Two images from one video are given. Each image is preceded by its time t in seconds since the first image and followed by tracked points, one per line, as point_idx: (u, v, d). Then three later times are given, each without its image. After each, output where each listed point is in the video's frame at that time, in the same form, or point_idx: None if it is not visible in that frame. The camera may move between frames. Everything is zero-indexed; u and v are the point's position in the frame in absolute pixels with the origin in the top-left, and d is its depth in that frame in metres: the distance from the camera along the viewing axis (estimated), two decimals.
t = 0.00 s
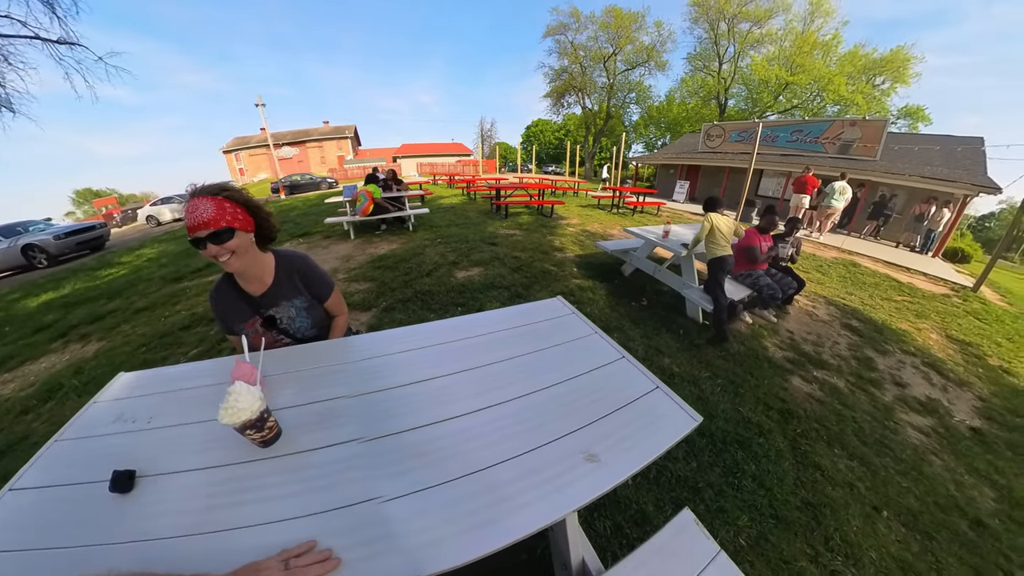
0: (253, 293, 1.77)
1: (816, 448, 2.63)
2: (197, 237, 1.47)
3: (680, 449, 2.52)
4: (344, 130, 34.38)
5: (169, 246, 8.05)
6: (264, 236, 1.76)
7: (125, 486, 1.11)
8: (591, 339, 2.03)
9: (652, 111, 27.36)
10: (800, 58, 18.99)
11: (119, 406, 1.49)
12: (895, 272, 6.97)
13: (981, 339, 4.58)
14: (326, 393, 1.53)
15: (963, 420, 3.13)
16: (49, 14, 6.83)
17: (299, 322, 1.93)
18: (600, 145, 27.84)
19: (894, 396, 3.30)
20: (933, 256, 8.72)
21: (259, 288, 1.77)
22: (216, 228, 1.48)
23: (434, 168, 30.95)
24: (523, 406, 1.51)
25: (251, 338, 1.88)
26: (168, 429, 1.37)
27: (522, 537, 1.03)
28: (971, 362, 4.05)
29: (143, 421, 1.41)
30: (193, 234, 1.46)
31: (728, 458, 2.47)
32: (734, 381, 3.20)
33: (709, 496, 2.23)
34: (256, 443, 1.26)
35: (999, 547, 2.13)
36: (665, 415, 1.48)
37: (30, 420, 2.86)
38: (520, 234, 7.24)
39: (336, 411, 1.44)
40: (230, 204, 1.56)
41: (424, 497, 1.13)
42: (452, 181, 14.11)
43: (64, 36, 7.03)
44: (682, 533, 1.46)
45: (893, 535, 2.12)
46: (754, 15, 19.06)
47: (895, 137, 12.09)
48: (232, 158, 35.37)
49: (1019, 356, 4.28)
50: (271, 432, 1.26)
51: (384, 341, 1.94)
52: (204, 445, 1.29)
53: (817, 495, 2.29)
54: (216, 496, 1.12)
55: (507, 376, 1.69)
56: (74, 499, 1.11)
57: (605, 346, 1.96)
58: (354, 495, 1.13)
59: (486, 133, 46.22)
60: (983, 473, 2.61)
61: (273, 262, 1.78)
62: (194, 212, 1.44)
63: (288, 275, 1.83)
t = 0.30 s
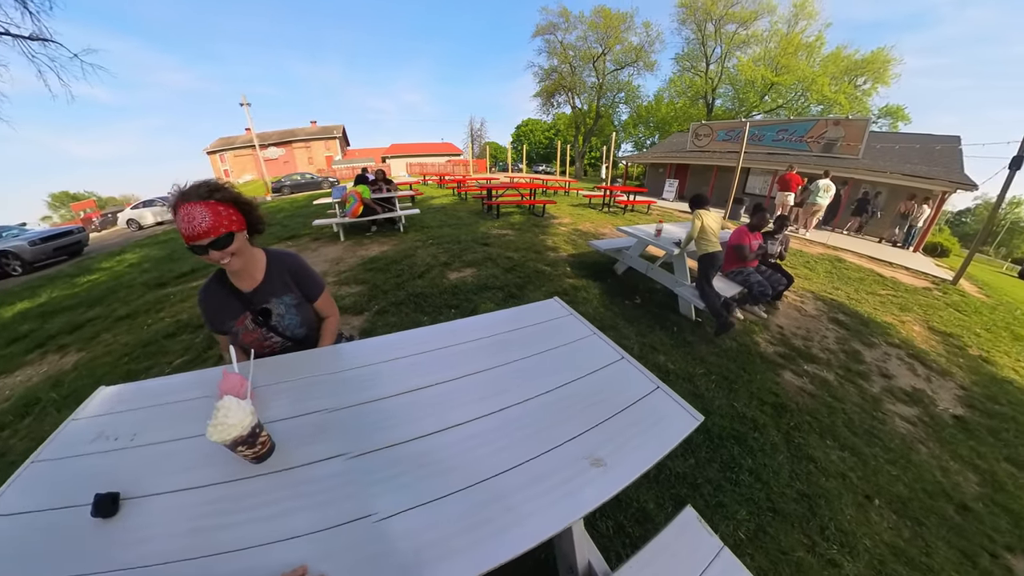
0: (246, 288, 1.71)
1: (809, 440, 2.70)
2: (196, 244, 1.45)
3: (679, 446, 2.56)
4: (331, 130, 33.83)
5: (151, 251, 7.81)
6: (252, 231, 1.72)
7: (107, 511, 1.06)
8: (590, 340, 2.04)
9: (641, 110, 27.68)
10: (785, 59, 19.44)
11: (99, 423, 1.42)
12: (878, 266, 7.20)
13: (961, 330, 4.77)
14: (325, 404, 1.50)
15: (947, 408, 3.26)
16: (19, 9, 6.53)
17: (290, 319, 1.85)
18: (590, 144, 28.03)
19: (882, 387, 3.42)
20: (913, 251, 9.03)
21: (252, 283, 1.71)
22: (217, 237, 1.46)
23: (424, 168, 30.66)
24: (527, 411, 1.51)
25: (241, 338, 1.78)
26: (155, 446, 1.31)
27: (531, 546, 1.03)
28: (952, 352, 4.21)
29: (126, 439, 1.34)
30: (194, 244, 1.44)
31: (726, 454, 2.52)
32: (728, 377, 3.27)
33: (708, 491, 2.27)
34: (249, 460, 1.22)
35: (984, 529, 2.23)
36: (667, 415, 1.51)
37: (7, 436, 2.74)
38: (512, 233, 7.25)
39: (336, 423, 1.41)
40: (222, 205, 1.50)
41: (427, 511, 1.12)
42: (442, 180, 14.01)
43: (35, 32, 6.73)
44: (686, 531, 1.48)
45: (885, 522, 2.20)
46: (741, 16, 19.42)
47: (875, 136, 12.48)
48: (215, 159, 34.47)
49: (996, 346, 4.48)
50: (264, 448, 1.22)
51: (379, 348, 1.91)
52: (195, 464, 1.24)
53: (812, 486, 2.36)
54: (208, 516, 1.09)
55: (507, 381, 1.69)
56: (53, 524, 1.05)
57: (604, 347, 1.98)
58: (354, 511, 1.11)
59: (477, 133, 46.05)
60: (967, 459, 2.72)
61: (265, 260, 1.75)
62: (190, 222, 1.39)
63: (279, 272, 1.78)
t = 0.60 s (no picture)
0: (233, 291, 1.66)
1: (805, 432, 2.77)
2: (182, 250, 1.41)
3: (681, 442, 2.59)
4: (319, 131, 33.31)
5: (133, 256, 7.56)
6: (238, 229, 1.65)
7: (88, 544, 0.89)
8: (596, 341, 2.03)
9: (630, 110, 27.97)
10: (771, 60, 19.86)
11: (79, 444, 1.25)
12: (864, 261, 7.42)
13: (944, 322, 4.96)
14: (324, 415, 1.37)
15: (933, 397, 3.39)
16: None
17: (278, 323, 1.78)
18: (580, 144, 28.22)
19: (871, 378, 3.53)
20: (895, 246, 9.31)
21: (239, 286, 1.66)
22: (203, 241, 1.41)
23: (414, 168, 30.36)
24: (541, 414, 1.45)
25: (228, 341, 1.72)
26: (142, 468, 1.15)
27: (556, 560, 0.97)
28: (937, 343, 4.37)
29: (110, 461, 1.18)
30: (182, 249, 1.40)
31: (727, 448, 2.57)
32: (726, 372, 3.33)
33: (712, 486, 2.31)
34: (245, 480, 1.07)
35: (972, 512, 2.33)
36: (679, 416, 1.51)
37: None
38: (505, 233, 7.24)
39: (336, 435, 1.29)
40: (206, 206, 1.44)
41: (436, 533, 1.00)
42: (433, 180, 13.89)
43: (6, 29, 6.46)
44: (697, 530, 1.51)
45: (881, 508, 2.28)
46: (727, 18, 19.77)
47: (857, 135, 12.84)
48: (198, 161, 33.61)
49: (976, 336, 4.68)
50: (261, 467, 1.08)
51: (380, 354, 1.79)
52: (178, 487, 1.08)
53: (810, 477, 2.42)
54: (189, 546, 0.94)
55: (518, 386, 1.61)
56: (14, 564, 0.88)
57: (610, 347, 1.97)
58: (350, 535, 0.98)
59: (468, 133, 45.91)
60: (954, 446, 2.84)
61: (258, 260, 1.70)
62: (173, 228, 1.34)
63: (269, 273, 1.71)
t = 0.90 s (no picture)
0: (226, 295, 1.61)
1: (802, 424, 2.84)
2: (171, 251, 1.36)
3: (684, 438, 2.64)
4: (306, 131, 32.70)
5: (113, 261, 7.30)
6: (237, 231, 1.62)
7: None
8: (604, 340, 2.02)
9: (619, 109, 28.27)
10: (757, 61, 20.29)
11: (56, 468, 1.13)
12: (849, 256, 7.65)
13: (927, 313, 5.16)
14: (327, 427, 1.30)
15: (919, 385, 3.53)
16: None
17: (274, 330, 1.74)
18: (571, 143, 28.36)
19: (861, 369, 3.65)
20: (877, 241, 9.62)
21: (232, 291, 1.61)
22: (194, 242, 1.37)
23: (403, 168, 30.04)
24: (557, 417, 1.43)
25: (216, 349, 1.66)
26: (131, 492, 1.06)
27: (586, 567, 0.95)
28: (921, 334, 4.54)
29: (93, 486, 1.07)
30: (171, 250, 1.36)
31: (728, 442, 2.62)
32: (723, 367, 3.39)
33: (716, 480, 2.35)
34: (244, 502, 0.98)
35: (959, 494, 2.44)
36: (692, 411, 1.54)
37: None
38: (499, 233, 7.22)
39: (343, 447, 1.22)
40: (200, 206, 1.40)
41: (452, 553, 0.95)
42: (424, 181, 13.79)
43: None
44: (710, 523, 1.55)
45: (877, 494, 2.37)
46: (714, 19, 20.14)
47: (839, 134, 13.22)
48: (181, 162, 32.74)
49: (957, 327, 4.88)
50: (259, 489, 0.98)
51: (384, 360, 1.71)
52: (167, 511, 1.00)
53: (809, 467, 2.49)
54: None
55: (530, 389, 1.58)
56: None
57: (617, 346, 1.97)
58: (357, 558, 0.91)
59: (458, 132, 45.75)
60: (942, 432, 2.96)
61: (256, 263, 1.67)
62: (163, 227, 1.30)
63: (267, 277, 1.68)
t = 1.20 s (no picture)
0: (223, 297, 1.56)
1: (798, 414, 2.92)
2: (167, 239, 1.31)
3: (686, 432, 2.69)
4: (292, 130, 32.07)
5: (93, 267, 7.05)
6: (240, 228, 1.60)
7: None
8: (613, 337, 2.04)
9: (609, 109, 28.52)
10: (743, 61, 20.68)
11: (38, 491, 1.00)
12: (835, 251, 7.88)
13: (909, 305, 5.35)
14: (332, 439, 1.23)
15: (905, 374, 3.67)
16: None
17: (274, 333, 1.69)
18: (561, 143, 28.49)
19: (851, 360, 3.77)
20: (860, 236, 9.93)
21: (230, 292, 1.57)
22: (194, 233, 1.33)
23: (393, 168, 29.72)
24: (574, 416, 1.42)
25: (210, 354, 1.59)
26: (127, 515, 0.94)
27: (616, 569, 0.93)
28: (905, 325, 4.71)
29: (82, 511, 0.95)
30: (167, 240, 1.31)
31: (729, 434, 2.69)
32: (721, 362, 3.46)
33: (720, 471, 2.40)
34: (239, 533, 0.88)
35: (948, 476, 2.55)
36: (704, 405, 1.58)
37: None
38: (493, 233, 7.21)
39: (351, 460, 1.16)
40: (204, 198, 1.38)
41: (478, 565, 0.90)
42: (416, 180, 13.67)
43: None
44: (724, 512, 1.59)
45: (871, 479, 2.46)
46: (702, 20, 20.46)
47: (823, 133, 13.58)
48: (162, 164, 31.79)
49: (938, 317, 5.07)
50: (256, 519, 0.88)
51: (392, 364, 1.66)
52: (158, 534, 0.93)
53: (807, 455, 2.57)
54: None
55: (542, 388, 1.57)
56: None
57: (627, 342, 1.98)
58: None
59: (449, 132, 45.53)
60: (929, 418, 3.08)
61: (257, 264, 1.64)
62: (161, 213, 1.26)
63: (268, 279, 1.65)
